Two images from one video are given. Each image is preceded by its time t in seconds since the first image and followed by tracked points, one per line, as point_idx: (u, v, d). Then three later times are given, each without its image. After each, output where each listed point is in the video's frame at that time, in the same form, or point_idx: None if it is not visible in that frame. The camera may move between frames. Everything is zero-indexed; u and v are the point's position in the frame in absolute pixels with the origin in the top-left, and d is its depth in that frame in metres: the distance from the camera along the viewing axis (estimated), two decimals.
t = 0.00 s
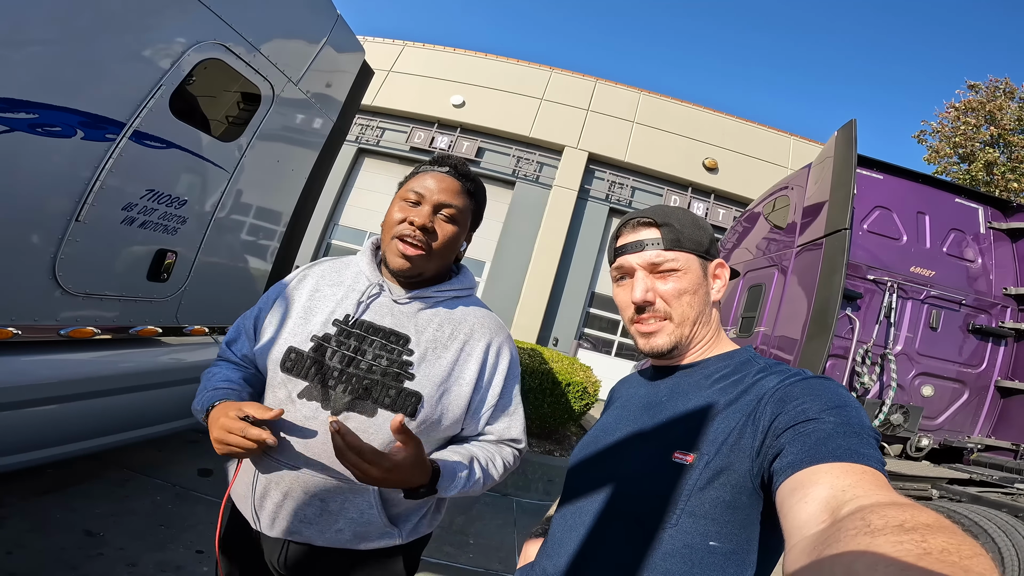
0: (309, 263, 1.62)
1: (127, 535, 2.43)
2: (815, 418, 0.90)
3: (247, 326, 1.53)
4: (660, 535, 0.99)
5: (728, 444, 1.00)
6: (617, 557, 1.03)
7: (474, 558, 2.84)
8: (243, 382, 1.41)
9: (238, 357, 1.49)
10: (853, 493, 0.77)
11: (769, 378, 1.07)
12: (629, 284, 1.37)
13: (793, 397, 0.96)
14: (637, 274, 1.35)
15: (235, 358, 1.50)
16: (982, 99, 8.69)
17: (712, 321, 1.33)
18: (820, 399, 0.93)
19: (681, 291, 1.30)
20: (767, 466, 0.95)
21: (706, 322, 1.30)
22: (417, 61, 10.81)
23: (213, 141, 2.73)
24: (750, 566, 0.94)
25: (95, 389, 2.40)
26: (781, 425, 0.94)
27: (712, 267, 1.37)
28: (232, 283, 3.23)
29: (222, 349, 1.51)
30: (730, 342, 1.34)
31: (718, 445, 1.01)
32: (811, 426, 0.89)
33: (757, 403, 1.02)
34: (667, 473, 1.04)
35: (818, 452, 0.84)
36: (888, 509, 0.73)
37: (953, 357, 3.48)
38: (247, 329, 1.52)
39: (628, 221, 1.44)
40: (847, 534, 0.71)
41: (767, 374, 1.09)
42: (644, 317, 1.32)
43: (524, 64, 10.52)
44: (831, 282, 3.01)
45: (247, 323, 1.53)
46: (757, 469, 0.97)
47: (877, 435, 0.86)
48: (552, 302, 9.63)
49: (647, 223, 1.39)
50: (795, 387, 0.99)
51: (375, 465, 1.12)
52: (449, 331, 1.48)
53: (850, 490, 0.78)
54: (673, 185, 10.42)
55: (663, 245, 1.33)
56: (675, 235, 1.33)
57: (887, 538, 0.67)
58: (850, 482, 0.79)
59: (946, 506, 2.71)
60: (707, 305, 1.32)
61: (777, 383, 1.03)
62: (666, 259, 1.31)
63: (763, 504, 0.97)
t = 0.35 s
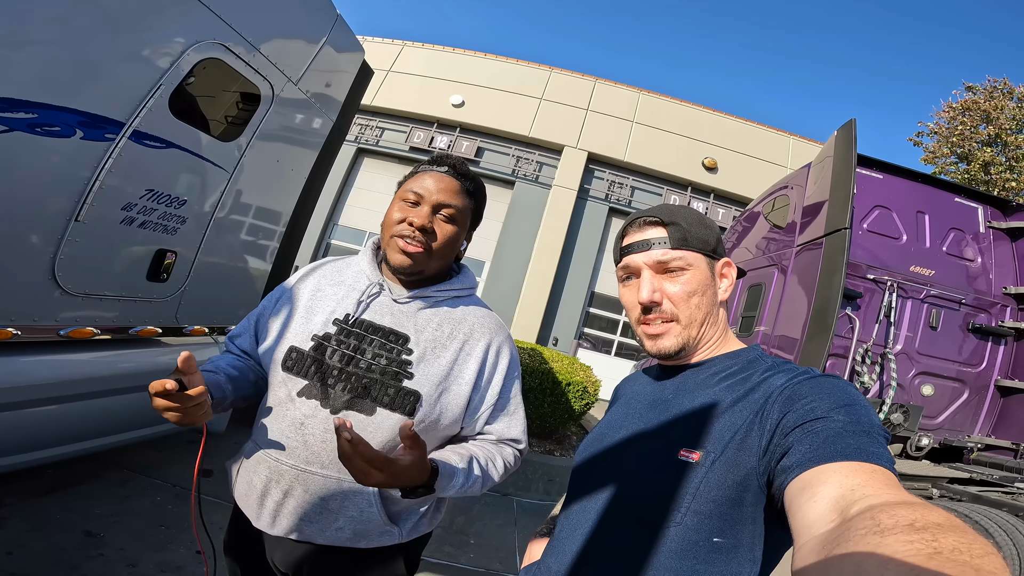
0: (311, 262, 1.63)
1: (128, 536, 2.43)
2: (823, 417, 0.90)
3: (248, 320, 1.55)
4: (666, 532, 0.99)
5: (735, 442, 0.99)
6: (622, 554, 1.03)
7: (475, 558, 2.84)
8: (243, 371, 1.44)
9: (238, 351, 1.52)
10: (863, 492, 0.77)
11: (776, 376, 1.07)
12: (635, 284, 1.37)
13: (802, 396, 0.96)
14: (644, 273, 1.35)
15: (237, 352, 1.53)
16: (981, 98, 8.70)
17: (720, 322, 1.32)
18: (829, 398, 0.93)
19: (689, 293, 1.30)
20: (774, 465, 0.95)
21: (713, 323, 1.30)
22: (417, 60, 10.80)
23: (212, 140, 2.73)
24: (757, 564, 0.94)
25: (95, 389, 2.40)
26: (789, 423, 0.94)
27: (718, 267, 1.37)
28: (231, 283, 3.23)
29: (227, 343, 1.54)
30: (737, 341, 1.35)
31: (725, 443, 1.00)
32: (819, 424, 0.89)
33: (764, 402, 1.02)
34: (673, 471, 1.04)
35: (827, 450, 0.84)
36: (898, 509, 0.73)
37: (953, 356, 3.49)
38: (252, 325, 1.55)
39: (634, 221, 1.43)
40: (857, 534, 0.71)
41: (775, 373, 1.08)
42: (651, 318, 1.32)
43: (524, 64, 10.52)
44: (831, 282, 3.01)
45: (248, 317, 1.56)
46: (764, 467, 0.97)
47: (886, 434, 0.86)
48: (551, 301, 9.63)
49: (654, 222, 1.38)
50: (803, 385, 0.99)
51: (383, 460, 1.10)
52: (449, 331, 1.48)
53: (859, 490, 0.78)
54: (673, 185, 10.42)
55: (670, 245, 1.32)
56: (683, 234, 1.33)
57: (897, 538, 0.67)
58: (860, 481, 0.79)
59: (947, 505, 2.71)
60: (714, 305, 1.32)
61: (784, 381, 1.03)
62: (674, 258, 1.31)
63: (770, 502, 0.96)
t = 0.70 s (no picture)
0: (312, 263, 1.61)
1: (129, 536, 2.43)
2: (825, 415, 0.90)
3: (246, 323, 1.52)
4: (669, 532, 0.99)
5: (736, 442, 1.00)
6: (625, 554, 1.04)
7: (476, 557, 2.84)
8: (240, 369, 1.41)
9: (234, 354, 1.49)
10: (864, 491, 0.78)
11: (778, 376, 1.07)
12: (638, 283, 1.37)
13: (803, 395, 0.97)
14: (645, 273, 1.35)
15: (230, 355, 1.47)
16: (982, 98, 8.70)
17: (721, 321, 1.33)
18: (831, 397, 0.93)
19: (691, 293, 1.30)
20: (776, 464, 0.95)
21: (715, 322, 1.30)
22: (416, 60, 10.80)
23: (212, 140, 2.73)
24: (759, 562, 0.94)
25: (96, 390, 2.40)
26: (791, 422, 0.95)
27: (721, 266, 1.38)
28: (232, 283, 3.23)
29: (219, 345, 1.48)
30: (739, 340, 1.35)
31: (726, 443, 1.01)
32: (821, 424, 0.89)
33: (766, 401, 1.02)
34: (675, 470, 1.05)
35: (829, 450, 0.85)
36: (899, 508, 0.74)
37: (953, 355, 3.49)
38: (248, 327, 1.51)
39: (636, 220, 1.44)
40: (858, 533, 0.72)
41: (776, 372, 1.09)
42: (652, 317, 1.32)
43: (524, 64, 10.52)
44: (831, 281, 3.02)
45: (245, 321, 1.53)
46: (766, 467, 0.97)
47: (888, 433, 0.87)
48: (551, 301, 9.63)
49: (655, 222, 1.38)
50: (804, 384, 0.99)
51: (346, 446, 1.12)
52: (455, 331, 1.50)
53: (861, 489, 0.78)
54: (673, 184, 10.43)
55: (672, 244, 1.33)
56: (685, 234, 1.33)
57: (897, 537, 0.68)
58: (861, 480, 0.79)
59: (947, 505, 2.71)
60: (716, 304, 1.32)
61: (786, 380, 1.03)
62: (676, 258, 1.32)
63: (773, 502, 0.97)
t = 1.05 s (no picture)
0: (308, 260, 1.56)
1: (131, 536, 2.43)
2: (824, 414, 0.90)
3: (243, 326, 1.49)
4: (668, 531, 1.00)
5: (736, 440, 1.00)
6: (625, 553, 1.04)
7: (477, 556, 2.85)
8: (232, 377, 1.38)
9: (231, 357, 1.46)
10: (863, 489, 0.78)
11: (778, 374, 1.07)
12: (637, 283, 1.37)
13: (803, 393, 0.97)
14: (644, 272, 1.35)
15: (226, 358, 1.46)
16: (983, 97, 8.70)
17: (721, 319, 1.33)
18: (830, 395, 0.93)
19: (691, 291, 1.30)
20: (775, 463, 0.95)
21: (715, 321, 1.31)
22: (416, 60, 10.80)
23: (213, 140, 2.73)
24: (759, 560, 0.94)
25: (97, 390, 2.40)
26: (790, 420, 0.95)
27: (720, 264, 1.38)
28: (232, 283, 3.24)
29: (213, 348, 1.47)
30: (739, 338, 1.35)
31: (726, 441, 1.01)
32: (821, 422, 0.90)
33: (765, 400, 1.02)
34: (675, 469, 1.05)
35: (828, 448, 0.85)
36: (898, 506, 0.74)
37: (953, 355, 3.50)
38: (242, 330, 1.48)
39: (634, 219, 1.43)
40: (856, 531, 0.72)
41: (777, 370, 1.09)
42: (652, 317, 1.33)
43: (523, 63, 10.52)
44: (831, 280, 3.02)
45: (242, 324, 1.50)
46: (766, 465, 0.97)
47: (887, 431, 0.87)
48: (552, 301, 9.64)
49: (654, 220, 1.38)
50: (804, 382, 1.00)
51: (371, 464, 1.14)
52: (462, 333, 1.51)
53: (860, 487, 0.78)
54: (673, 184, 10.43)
55: (671, 243, 1.33)
56: (683, 233, 1.33)
57: (895, 536, 0.68)
58: (860, 478, 0.79)
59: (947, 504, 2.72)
60: (716, 303, 1.33)
61: (786, 378, 1.03)
62: (675, 257, 1.32)
63: (772, 500, 0.97)
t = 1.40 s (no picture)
0: (306, 259, 1.53)
1: (131, 536, 2.43)
2: (821, 416, 0.91)
3: (237, 332, 1.42)
4: (665, 533, 1.00)
5: (733, 443, 1.00)
6: (621, 555, 1.04)
7: (477, 557, 2.85)
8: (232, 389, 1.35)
9: (231, 367, 1.41)
10: (859, 492, 0.78)
11: (776, 376, 1.07)
12: (641, 282, 1.37)
13: (800, 396, 0.97)
14: (650, 271, 1.35)
15: (226, 367, 1.41)
16: (982, 97, 8.70)
17: (722, 320, 1.34)
18: (827, 397, 0.94)
19: (696, 290, 1.31)
20: (772, 465, 0.95)
21: (717, 321, 1.32)
22: (415, 60, 10.80)
23: (212, 141, 2.73)
24: (756, 563, 0.94)
25: (97, 390, 2.40)
26: (788, 423, 0.95)
27: (721, 265, 1.38)
28: (232, 283, 3.23)
29: (208, 356, 1.41)
30: (738, 339, 1.36)
31: (723, 443, 1.01)
32: (817, 425, 0.90)
33: (763, 402, 1.03)
34: (672, 471, 1.05)
35: (824, 450, 0.85)
36: (894, 508, 0.74)
37: (953, 354, 3.50)
38: (239, 337, 1.43)
39: (638, 217, 1.43)
40: (852, 533, 0.72)
41: (774, 372, 1.09)
42: (658, 315, 1.32)
43: (523, 63, 10.52)
44: (830, 280, 3.02)
45: (234, 326, 1.42)
46: (762, 468, 0.97)
47: (884, 434, 0.87)
48: (552, 301, 9.64)
49: (659, 219, 1.39)
50: (801, 385, 1.00)
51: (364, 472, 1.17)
52: (465, 337, 1.51)
53: (855, 489, 0.79)
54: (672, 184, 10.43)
55: (678, 242, 1.33)
56: (690, 232, 1.33)
57: (891, 537, 0.68)
58: (856, 481, 0.80)
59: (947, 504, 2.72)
60: (718, 303, 1.34)
61: (783, 381, 1.03)
62: (681, 256, 1.32)
63: (769, 502, 0.97)
